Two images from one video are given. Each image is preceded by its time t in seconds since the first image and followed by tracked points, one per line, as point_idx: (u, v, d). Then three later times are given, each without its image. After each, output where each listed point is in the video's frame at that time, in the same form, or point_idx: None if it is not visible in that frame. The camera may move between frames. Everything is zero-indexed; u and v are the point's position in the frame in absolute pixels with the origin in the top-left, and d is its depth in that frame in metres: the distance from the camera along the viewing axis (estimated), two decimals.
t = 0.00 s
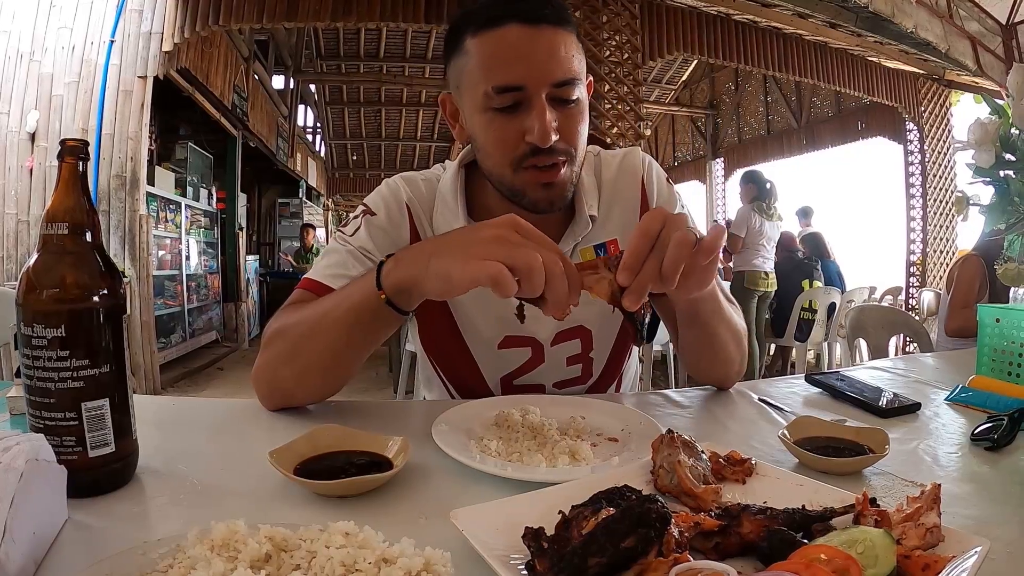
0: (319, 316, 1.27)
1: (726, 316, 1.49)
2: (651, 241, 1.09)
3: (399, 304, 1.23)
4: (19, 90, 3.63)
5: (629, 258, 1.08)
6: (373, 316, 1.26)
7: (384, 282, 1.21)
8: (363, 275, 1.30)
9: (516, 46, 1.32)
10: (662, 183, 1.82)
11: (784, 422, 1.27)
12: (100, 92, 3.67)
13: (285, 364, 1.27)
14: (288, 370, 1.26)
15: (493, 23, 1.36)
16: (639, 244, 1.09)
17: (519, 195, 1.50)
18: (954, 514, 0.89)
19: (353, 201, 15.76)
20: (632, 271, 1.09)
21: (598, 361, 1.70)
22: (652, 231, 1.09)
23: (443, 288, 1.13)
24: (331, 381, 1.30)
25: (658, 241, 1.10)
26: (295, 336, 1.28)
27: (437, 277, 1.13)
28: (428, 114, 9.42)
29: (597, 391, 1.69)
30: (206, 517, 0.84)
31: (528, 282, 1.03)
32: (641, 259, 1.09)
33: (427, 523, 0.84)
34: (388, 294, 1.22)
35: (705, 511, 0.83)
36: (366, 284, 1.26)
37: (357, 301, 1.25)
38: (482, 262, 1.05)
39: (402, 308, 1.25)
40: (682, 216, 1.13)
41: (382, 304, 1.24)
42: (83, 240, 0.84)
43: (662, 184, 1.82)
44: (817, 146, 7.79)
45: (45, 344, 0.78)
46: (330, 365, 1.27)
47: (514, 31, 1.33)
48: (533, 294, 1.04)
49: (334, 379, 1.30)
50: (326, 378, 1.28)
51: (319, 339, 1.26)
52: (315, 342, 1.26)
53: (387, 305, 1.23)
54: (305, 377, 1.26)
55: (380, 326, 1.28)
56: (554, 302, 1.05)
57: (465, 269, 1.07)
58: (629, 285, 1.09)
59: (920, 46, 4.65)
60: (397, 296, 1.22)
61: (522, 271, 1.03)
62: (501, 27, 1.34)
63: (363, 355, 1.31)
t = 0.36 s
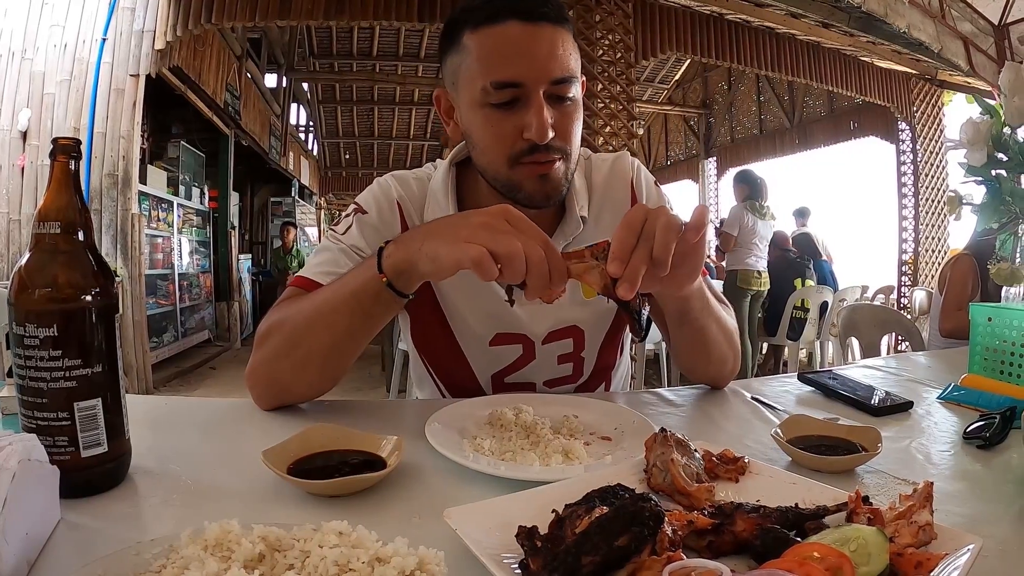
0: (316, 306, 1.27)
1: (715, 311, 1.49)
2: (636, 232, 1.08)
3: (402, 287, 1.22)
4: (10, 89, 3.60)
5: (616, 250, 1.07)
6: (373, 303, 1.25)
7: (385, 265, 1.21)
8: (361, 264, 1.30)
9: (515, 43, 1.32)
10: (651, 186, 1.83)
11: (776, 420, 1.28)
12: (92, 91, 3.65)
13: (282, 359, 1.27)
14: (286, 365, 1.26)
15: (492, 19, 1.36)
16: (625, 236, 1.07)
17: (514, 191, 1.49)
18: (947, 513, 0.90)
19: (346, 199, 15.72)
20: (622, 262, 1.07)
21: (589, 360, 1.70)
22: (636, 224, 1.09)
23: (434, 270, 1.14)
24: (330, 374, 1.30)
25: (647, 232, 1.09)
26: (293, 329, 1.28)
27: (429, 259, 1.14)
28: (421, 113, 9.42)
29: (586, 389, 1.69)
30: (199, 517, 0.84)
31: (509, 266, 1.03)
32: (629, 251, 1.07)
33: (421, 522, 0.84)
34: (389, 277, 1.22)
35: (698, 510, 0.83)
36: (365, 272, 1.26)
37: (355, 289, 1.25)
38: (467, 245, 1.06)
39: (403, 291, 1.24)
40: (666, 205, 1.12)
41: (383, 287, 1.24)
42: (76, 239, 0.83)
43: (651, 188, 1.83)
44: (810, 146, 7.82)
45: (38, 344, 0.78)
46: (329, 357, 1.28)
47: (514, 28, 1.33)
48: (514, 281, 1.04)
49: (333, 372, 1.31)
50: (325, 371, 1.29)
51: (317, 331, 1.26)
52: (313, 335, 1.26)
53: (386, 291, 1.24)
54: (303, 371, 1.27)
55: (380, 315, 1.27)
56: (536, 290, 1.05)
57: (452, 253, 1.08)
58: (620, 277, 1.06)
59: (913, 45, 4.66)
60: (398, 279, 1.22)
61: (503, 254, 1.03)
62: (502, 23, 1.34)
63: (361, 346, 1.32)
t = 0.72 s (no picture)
0: (305, 304, 1.28)
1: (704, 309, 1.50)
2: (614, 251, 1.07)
3: (386, 281, 1.23)
4: (2, 86, 3.57)
5: (597, 271, 1.05)
6: (359, 297, 1.26)
7: (367, 260, 1.21)
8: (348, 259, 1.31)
9: (499, 41, 1.33)
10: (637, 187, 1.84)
11: (769, 419, 1.28)
12: (85, 89, 3.63)
13: (274, 357, 1.27)
14: (277, 364, 1.26)
15: (477, 19, 1.36)
16: (605, 255, 1.06)
17: (498, 189, 1.49)
18: (940, 510, 0.90)
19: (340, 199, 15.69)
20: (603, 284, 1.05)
21: (577, 357, 1.69)
22: (613, 244, 1.07)
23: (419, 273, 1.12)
24: (321, 373, 1.30)
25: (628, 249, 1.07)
26: (283, 327, 1.28)
27: (412, 260, 1.13)
28: (416, 112, 9.41)
29: (573, 388, 1.69)
30: (192, 517, 0.84)
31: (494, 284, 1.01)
32: (609, 272, 1.06)
33: (415, 521, 0.84)
34: (372, 271, 1.23)
35: (692, 508, 0.83)
36: (350, 266, 1.26)
37: (341, 284, 1.25)
38: (452, 259, 1.03)
39: (386, 286, 1.25)
40: (644, 218, 1.11)
41: (366, 282, 1.24)
42: (69, 239, 0.83)
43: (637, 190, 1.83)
44: (804, 146, 7.84)
45: (30, 344, 0.77)
46: (320, 355, 1.28)
47: (497, 27, 1.33)
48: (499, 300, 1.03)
49: (324, 370, 1.31)
50: (315, 370, 1.29)
51: (307, 329, 1.27)
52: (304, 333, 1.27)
53: (369, 285, 1.24)
54: (294, 371, 1.27)
55: (366, 309, 1.28)
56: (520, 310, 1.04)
57: (437, 264, 1.06)
58: (602, 300, 1.06)
59: (908, 45, 4.69)
60: (381, 275, 1.23)
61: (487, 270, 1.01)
62: (486, 22, 1.34)
63: (352, 344, 1.32)
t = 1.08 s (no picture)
0: (290, 292, 1.29)
1: (715, 273, 1.50)
2: (591, 252, 1.03)
3: (372, 276, 1.20)
4: None
5: (575, 278, 1.02)
6: (346, 290, 1.26)
7: (356, 256, 1.19)
8: (338, 249, 1.28)
9: (482, 37, 1.33)
10: (625, 169, 1.83)
11: (763, 417, 1.29)
12: (80, 88, 3.62)
13: (253, 336, 1.33)
14: (255, 344, 1.33)
15: (464, 18, 1.36)
16: (582, 260, 1.03)
17: (484, 185, 1.49)
18: (935, 509, 0.90)
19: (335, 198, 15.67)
20: (582, 288, 1.03)
21: (575, 353, 1.70)
22: (589, 245, 1.04)
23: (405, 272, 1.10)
24: (294, 357, 1.37)
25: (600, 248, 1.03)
26: (264, 312, 1.31)
27: (401, 263, 1.10)
28: (412, 112, 9.40)
29: (571, 383, 1.70)
30: (187, 517, 0.84)
31: (479, 293, 0.98)
32: (587, 275, 1.03)
33: (410, 521, 0.84)
34: (360, 266, 1.20)
35: (687, 507, 0.83)
36: (337, 260, 1.24)
37: (329, 277, 1.24)
38: (440, 272, 1.00)
39: (373, 282, 1.23)
40: (613, 210, 1.08)
41: (353, 277, 1.22)
42: (63, 238, 0.82)
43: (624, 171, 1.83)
44: (799, 146, 7.86)
45: (24, 344, 0.77)
46: (297, 343, 1.33)
47: (481, 25, 1.33)
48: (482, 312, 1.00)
49: (298, 355, 1.37)
50: (289, 354, 1.35)
51: (289, 318, 1.29)
52: (284, 322, 1.30)
53: (357, 279, 1.22)
54: (270, 352, 1.34)
55: (351, 301, 1.29)
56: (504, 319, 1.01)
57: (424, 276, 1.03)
58: (586, 305, 1.03)
59: (903, 45, 4.70)
60: (368, 270, 1.20)
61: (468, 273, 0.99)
62: (470, 21, 1.34)
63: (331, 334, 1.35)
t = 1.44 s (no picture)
0: (281, 292, 1.27)
1: (720, 268, 1.48)
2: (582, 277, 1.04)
3: (372, 285, 1.20)
4: None
5: (569, 305, 1.03)
6: (341, 296, 1.25)
7: (359, 264, 1.19)
8: (340, 253, 1.28)
9: (475, 40, 1.32)
10: (620, 167, 1.85)
11: (760, 417, 1.29)
12: (75, 87, 3.61)
13: (235, 326, 1.31)
14: (234, 337, 1.31)
15: (458, 18, 1.36)
16: (574, 286, 1.03)
17: (475, 188, 1.49)
18: (931, 508, 0.90)
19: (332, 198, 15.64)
20: (576, 314, 1.03)
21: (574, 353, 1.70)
22: (578, 270, 1.04)
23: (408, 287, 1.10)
24: (270, 356, 1.36)
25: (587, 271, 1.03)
26: (250, 307, 1.30)
27: (403, 279, 1.11)
28: (408, 111, 9.39)
29: (568, 383, 1.70)
30: (184, 517, 0.84)
31: (478, 315, 0.98)
32: (581, 299, 1.03)
33: (407, 520, 0.84)
34: (361, 274, 1.20)
35: (683, 506, 0.83)
36: (340, 266, 1.24)
37: (328, 281, 1.24)
38: (445, 294, 1.00)
39: (372, 292, 1.23)
40: (601, 233, 1.09)
41: (354, 284, 1.22)
42: (58, 238, 0.82)
43: (619, 169, 1.85)
44: (795, 145, 7.88)
45: (19, 344, 0.77)
46: (277, 343, 1.32)
47: (475, 27, 1.33)
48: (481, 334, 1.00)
49: (275, 355, 1.36)
50: (266, 352, 1.34)
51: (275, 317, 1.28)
52: (269, 321, 1.29)
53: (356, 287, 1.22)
54: (246, 347, 1.33)
55: (342, 310, 1.28)
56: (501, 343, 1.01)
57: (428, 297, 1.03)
58: (584, 331, 1.03)
59: (899, 45, 4.71)
60: (369, 281, 1.20)
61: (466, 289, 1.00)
62: (463, 22, 1.34)
63: (315, 338, 1.35)
